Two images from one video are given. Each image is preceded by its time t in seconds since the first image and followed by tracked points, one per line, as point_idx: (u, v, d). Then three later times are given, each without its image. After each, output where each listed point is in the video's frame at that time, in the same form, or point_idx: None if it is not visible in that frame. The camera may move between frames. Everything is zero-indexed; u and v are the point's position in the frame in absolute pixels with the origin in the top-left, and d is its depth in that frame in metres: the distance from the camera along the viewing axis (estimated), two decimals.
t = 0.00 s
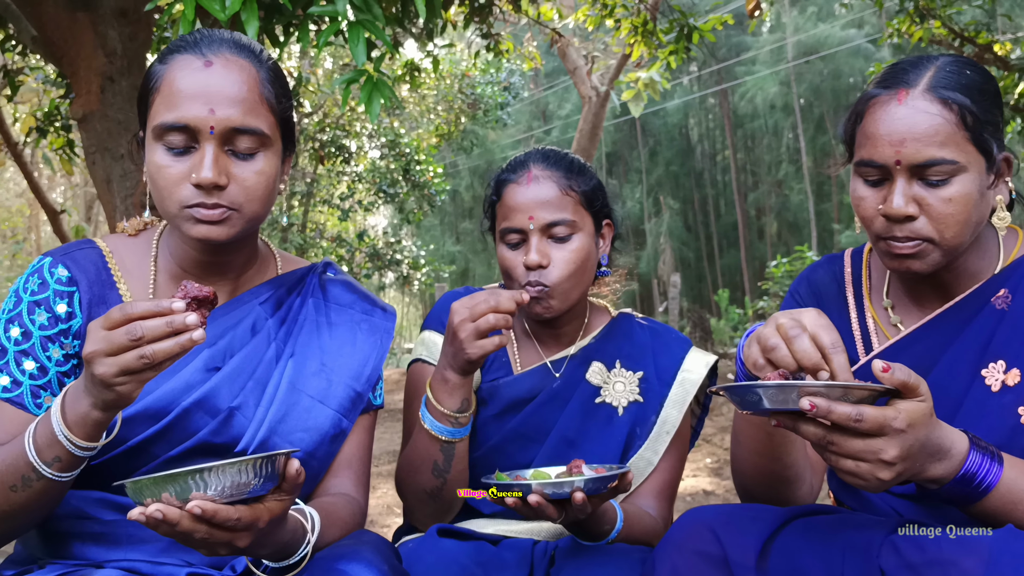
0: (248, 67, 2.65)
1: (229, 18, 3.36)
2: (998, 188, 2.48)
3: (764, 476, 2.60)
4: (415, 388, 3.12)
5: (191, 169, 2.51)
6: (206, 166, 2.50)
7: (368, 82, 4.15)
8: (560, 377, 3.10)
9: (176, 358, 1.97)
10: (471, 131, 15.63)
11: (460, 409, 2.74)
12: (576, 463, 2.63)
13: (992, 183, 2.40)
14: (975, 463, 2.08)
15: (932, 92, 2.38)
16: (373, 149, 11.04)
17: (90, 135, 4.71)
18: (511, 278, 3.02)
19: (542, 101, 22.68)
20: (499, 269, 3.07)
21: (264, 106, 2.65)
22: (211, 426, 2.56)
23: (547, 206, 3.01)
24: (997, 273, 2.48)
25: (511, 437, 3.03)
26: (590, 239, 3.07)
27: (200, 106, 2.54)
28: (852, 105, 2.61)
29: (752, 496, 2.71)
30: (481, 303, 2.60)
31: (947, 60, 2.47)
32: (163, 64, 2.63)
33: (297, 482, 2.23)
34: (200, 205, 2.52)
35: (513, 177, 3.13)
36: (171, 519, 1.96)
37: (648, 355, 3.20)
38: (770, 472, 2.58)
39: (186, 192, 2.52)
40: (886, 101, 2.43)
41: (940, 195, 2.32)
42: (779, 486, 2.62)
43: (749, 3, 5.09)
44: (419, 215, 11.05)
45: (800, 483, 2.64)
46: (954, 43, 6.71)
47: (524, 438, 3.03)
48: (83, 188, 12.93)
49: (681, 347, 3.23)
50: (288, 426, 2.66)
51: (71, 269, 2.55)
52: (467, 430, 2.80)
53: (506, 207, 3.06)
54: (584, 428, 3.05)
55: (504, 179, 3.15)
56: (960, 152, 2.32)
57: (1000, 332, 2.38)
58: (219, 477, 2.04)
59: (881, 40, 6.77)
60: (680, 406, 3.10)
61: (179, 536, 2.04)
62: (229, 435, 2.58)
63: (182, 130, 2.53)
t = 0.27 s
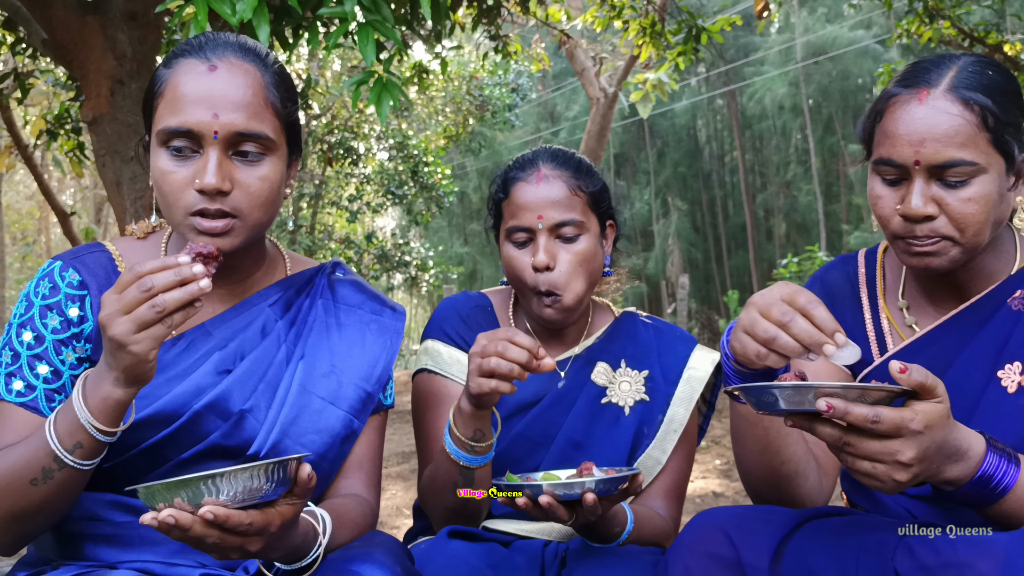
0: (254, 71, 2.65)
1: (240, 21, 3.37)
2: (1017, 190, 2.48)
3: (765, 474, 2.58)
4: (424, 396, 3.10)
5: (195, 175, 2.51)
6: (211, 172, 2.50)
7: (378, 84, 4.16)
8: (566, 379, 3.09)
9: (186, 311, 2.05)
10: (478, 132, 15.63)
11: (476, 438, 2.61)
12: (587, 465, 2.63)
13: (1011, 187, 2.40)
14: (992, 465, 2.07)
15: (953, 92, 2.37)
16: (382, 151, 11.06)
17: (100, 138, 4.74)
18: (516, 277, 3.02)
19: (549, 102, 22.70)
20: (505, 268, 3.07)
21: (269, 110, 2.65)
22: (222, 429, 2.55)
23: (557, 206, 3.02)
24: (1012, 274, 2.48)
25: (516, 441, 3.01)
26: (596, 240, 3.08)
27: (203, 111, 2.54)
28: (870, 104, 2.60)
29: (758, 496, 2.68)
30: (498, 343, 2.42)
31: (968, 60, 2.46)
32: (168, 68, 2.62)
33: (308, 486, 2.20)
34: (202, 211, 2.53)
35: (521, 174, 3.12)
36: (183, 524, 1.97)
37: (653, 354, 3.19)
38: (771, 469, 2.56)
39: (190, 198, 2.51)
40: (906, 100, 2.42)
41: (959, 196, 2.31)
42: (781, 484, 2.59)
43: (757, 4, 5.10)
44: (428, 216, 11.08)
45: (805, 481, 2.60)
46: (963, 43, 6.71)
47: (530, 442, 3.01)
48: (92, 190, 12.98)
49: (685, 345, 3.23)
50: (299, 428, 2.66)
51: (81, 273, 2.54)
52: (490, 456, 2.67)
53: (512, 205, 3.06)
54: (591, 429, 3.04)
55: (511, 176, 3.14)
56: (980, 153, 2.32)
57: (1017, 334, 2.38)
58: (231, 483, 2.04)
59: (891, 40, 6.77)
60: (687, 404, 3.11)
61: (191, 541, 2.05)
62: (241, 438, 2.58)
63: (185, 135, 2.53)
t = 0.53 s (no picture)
0: (254, 72, 2.64)
1: (248, 22, 3.37)
2: None
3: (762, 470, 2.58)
4: (431, 412, 3.10)
5: (195, 177, 2.51)
6: (211, 173, 2.50)
7: (386, 84, 4.16)
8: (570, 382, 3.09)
9: (195, 285, 2.15)
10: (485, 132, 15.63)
11: (483, 463, 2.59)
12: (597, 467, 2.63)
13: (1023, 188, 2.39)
14: (1003, 467, 2.07)
15: (964, 92, 2.37)
16: (389, 152, 11.07)
17: (109, 139, 4.77)
18: (525, 279, 3.02)
19: (555, 103, 22.72)
20: (514, 269, 3.07)
21: (270, 111, 2.64)
22: (233, 432, 2.56)
23: (570, 211, 3.02)
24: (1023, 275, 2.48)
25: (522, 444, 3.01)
26: (607, 246, 3.09)
27: (202, 113, 2.54)
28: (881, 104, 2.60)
29: (762, 496, 2.67)
30: (515, 391, 2.40)
31: (980, 61, 2.45)
32: (168, 71, 2.62)
33: (317, 490, 2.20)
34: (204, 213, 2.54)
35: (535, 176, 3.11)
36: (192, 529, 1.98)
37: (656, 353, 3.20)
38: (768, 466, 2.56)
39: (192, 203, 2.52)
40: (917, 100, 2.42)
41: (968, 197, 2.31)
42: (779, 480, 2.58)
43: (765, 3, 5.09)
44: (435, 217, 11.09)
45: (806, 477, 2.58)
46: (972, 42, 6.69)
47: (536, 447, 3.00)
48: (101, 191, 13.03)
49: (689, 343, 3.23)
50: (310, 429, 2.66)
51: (90, 276, 2.54)
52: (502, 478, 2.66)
53: (526, 208, 3.06)
54: (596, 433, 3.02)
55: (524, 178, 3.13)
56: (990, 154, 2.31)
57: None
58: (240, 487, 2.05)
59: (899, 40, 6.75)
60: (693, 403, 3.10)
61: (201, 545, 2.06)
62: (252, 440, 2.59)
63: (185, 137, 2.54)
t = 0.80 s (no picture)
0: (254, 73, 2.62)
1: (256, 23, 3.37)
2: None
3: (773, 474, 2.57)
4: (435, 415, 3.09)
5: (195, 180, 2.51)
6: (210, 176, 2.50)
7: (394, 85, 4.16)
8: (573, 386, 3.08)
9: (200, 281, 2.17)
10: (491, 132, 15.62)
11: (487, 474, 2.63)
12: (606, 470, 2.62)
13: None
14: (1015, 466, 2.06)
15: (976, 91, 2.36)
16: (395, 152, 11.08)
17: (117, 140, 4.78)
18: (535, 283, 3.01)
19: (562, 103, 22.76)
20: (523, 272, 3.06)
21: (271, 112, 2.62)
22: (243, 435, 2.56)
23: (588, 218, 3.01)
24: None
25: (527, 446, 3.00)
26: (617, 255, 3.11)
27: (202, 114, 2.53)
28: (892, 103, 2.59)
29: (772, 497, 2.66)
30: (524, 403, 2.41)
31: (993, 60, 2.44)
32: (169, 73, 2.61)
33: (326, 492, 2.21)
34: (208, 215, 2.54)
35: (553, 178, 3.10)
36: (203, 534, 1.98)
37: (658, 352, 3.20)
38: (778, 471, 2.55)
39: (194, 207, 2.52)
40: (929, 98, 2.41)
41: (978, 196, 2.30)
42: (790, 485, 2.57)
43: (772, 3, 5.08)
44: (441, 217, 11.09)
45: (818, 481, 2.57)
46: (980, 40, 6.67)
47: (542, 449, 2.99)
48: (108, 193, 13.07)
49: (690, 340, 3.25)
50: (320, 431, 2.66)
51: (99, 279, 2.53)
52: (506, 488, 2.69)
53: (541, 212, 3.04)
54: (601, 434, 3.01)
55: (537, 180, 3.12)
56: (1002, 153, 2.30)
57: None
58: (249, 492, 2.05)
59: (907, 39, 6.73)
60: (696, 400, 3.12)
61: (212, 549, 2.06)
62: (262, 442, 2.59)
63: (185, 139, 2.53)
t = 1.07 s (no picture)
0: (263, 84, 2.61)
1: (264, 25, 3.37)
2: None
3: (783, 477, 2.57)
4: (441, 420, 3.09)
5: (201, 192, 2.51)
6: (216, 189, 2.49)
7: (402, 86, 4.17)
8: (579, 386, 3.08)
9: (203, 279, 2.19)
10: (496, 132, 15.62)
11: (496, 476, 2.64)
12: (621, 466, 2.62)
13: None
14: None
15: (990, 88, 2.35)
16: (401, 152, 11.09)
17: (125, 141, 4.79)
18: (546, 286, 3.01)
19: (567, 103, 22.80)
20: (535, 275, 3.05)
21: (278, 124, 2.61)
22: (252, 437, 2.57)
23: (602, 223, 3.01)
24: None
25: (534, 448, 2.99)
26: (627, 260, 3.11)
27: (208, 126, 2.51)
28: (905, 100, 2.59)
29: (782, 498, 2.66)
30: (528, 401, 2.41)
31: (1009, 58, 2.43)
32: (179, 81, 2.60)
33: (338, 493, 2.21)
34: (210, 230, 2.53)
35: (568, 180, 3.09)
36: (215, 534, 1.98)
37: (663, 351, 3.20)
38: (787, 473, 2.55)
39: (198, 218, 2.52)
40: (942, 96, 2.41)
41: (990, 195, 2.29)
42: (800, 487, 2.57)
43: (779, 2, 5.08)
44: (447, 217, 11.09)
45: (828, 481, 2.57)
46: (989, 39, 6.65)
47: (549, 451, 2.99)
48: (115, 194, 13.09)
49: (695, 339, 3.24)
50: (330, 432, 2.66)
51: (108, 282, 2.54)
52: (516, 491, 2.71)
53: (555, 215, 3.04)
54: (608, 435, 3.02)
55: (551, 181, 3.11)
56: (1015, 151, 2.29)
57: None
58: (261, 492, 2.05)
59: (914, 37, 6.71)
60: (703, 399, 3.11)
61: (224, 550, 2.06)
62: (271, 445, 2.60)
63: (193, 151, 2.52)
